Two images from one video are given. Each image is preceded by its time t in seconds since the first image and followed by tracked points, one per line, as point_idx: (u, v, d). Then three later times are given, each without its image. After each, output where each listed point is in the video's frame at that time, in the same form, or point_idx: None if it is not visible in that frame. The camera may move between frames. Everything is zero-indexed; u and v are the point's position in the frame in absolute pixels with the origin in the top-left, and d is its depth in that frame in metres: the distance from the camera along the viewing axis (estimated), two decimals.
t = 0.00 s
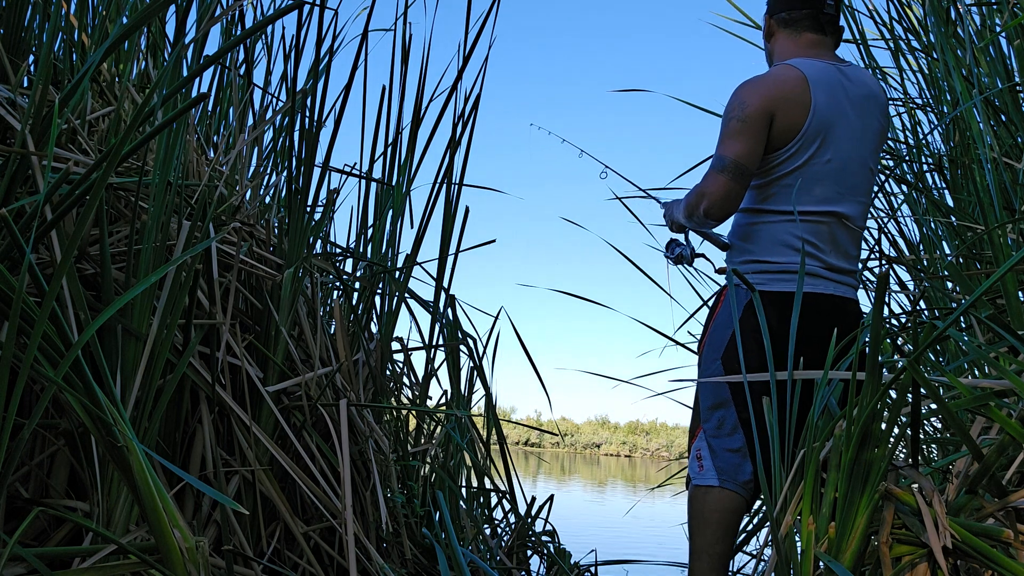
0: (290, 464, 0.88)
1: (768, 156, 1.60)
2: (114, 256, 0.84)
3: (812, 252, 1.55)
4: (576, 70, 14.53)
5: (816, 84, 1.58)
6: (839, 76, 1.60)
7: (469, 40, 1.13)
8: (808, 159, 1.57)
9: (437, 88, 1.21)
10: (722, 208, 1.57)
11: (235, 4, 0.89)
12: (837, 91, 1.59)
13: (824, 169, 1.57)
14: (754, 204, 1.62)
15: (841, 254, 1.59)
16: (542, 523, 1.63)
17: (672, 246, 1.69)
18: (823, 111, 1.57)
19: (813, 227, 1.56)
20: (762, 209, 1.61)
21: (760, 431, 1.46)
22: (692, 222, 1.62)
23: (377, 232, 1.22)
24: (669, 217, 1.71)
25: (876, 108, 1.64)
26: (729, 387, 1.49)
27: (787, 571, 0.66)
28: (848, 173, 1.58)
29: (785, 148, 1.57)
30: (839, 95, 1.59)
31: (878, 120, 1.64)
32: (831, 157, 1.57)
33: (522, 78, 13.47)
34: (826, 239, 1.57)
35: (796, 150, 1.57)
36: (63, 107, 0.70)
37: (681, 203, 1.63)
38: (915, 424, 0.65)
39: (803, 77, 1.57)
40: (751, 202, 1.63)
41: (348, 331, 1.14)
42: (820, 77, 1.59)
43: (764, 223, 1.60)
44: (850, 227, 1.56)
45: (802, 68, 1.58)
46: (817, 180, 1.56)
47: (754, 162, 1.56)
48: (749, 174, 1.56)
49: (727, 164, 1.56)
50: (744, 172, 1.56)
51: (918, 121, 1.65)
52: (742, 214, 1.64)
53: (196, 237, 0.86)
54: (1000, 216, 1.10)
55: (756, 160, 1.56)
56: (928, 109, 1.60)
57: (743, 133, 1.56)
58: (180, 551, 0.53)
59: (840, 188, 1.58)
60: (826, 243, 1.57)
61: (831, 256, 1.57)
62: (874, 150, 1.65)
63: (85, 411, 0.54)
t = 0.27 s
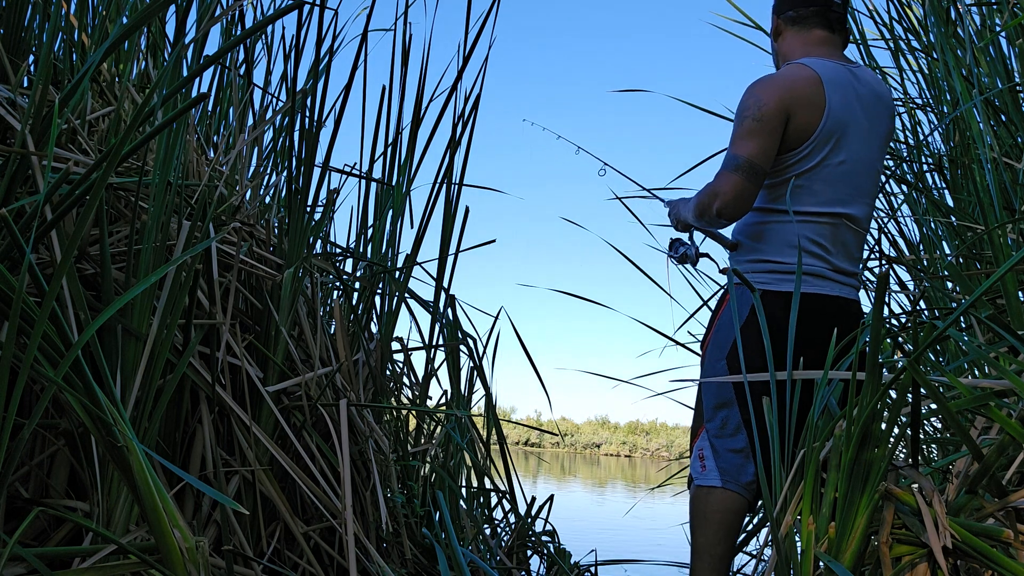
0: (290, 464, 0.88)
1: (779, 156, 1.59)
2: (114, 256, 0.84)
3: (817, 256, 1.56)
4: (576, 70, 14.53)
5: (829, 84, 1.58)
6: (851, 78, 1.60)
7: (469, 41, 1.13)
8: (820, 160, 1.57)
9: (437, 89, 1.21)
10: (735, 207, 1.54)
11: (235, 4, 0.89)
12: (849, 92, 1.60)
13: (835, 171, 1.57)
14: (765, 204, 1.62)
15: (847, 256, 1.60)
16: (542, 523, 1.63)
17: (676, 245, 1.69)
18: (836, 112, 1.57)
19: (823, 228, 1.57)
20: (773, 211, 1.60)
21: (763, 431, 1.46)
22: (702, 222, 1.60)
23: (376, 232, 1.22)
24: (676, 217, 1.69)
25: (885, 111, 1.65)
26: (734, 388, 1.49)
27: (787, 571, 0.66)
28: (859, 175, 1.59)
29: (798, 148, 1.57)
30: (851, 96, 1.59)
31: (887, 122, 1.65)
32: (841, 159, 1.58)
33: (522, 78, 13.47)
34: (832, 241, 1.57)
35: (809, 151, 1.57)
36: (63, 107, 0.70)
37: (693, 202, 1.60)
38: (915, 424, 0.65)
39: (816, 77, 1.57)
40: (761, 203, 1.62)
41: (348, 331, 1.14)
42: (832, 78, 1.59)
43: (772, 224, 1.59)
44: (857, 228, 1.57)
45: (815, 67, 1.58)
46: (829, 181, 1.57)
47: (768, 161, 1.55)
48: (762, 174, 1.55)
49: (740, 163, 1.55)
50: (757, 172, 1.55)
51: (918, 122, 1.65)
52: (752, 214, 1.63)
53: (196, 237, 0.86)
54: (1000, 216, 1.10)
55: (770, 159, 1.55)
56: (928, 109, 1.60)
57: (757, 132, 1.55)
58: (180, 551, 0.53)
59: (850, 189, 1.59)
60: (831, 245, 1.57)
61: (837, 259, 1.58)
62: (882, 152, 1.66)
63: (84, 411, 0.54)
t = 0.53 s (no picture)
0: (290, 464, 0.88)
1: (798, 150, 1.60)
2: (114, 256, 0.84)
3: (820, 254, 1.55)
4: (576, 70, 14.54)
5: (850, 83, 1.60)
6: (870, 80, 1.63)
7: (469, 41, 1.13)
8: (836, 156, 1.58)
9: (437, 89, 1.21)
10: (749, 194, 1.56)
11: (235, 4, 0.89)
12: (868, 95, 1.62)
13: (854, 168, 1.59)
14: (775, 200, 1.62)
15: (853, 256, 1.60)
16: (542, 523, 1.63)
17: (676, 244, 1.69)
18: (857, 112, 1.60)
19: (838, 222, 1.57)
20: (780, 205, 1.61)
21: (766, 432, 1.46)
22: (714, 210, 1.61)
23: (376, 232, 1.22)
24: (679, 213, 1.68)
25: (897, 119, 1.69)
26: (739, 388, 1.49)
27: (787, 571, 0.66)
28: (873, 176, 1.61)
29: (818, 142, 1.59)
30: (872, 98, 1.62)
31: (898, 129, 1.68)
32: (856, 157, 1.59)
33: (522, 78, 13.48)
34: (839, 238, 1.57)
35: (828, 146, 1.58)
36: (63, 107, 0.70)
37: (702, 190, 1.61)
38: (915, 424, 0.65)
39: (840, 74, 1.59)
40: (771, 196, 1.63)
41: (348, 331, 1.14)
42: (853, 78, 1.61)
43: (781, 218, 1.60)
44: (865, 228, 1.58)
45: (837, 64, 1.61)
46: (848, 177, 1.58)
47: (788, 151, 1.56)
48: (781, 164, 1.56)
49: (762, 151, 1.56)
50: (777, 160, 1.56)
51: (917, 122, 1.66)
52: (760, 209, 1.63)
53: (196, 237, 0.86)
54: (1000, 216, 1.10)
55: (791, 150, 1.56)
56: (928, 109, 1.60)
57: (780, 121, 1.56)
58: (181, 551, 0.53)
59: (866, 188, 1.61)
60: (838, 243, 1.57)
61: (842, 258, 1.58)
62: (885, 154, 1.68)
63: (85, 411, 0.54)
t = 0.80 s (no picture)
0: (290, 464, 0.87)
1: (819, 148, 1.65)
2: (114, 256, 0.84)
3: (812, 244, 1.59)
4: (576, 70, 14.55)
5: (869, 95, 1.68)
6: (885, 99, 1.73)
7: (469, 41, 1.13)
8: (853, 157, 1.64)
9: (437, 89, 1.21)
10: (770, 177, 1.60)
11: (236, 4, 0.89)
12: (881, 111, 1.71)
13: (870, 171, 1.66)
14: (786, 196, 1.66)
15: (856, 255, 1.61)
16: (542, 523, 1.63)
17: (683, 244, 1.69)
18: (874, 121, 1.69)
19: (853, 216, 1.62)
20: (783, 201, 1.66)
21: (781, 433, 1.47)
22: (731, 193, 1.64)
23: (376, 232, 1.22)
24: (687, 209, 1.74)
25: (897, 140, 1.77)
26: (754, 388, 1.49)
27: (787, 571, 0.66)
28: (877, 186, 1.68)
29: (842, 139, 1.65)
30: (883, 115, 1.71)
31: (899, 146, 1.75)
32: (869, 163, 1.66)
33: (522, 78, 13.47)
34: (845, 236, 1.60)
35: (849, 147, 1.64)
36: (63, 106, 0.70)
37: (720, 177, 1.65)
38: (915, 424, 0.65)
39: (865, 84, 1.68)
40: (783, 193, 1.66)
41: (348, 331, 1.14)
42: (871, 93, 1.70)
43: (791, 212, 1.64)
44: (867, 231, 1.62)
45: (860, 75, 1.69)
46: (868, 176, 1.64)
47: (817, 140, 1.61)
48: (806, 152, 1.61)
49: (790, 137, 1.60)
50: (804, 147, 1.60)
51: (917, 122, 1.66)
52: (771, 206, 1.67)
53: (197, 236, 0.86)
54: (1000, 216, 1.10)
55: (818, 139, 1.61)
56: (928, 109, 1.60)
57: (810, 110, 1.61)
58: (180, 551, 0.53)
59: (875, 194, 1.68)
60: (843, 242, 1.60)
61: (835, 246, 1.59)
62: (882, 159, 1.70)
63: (84, 411, 0.54)
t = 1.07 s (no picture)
0: (290, 464, 0.87)
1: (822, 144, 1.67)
2: (114, 256, 0.84)
3: (822, 240, 1.59)
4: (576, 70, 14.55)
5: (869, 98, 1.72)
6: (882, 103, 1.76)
7: (469, 41, 1.13)
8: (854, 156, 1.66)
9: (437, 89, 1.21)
10: (779, 170, 1.60)
11: (236, 4, 0.89)
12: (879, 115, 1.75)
13: (873, 170, 1.69)
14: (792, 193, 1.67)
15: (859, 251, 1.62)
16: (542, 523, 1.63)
17: (678, 244, 1.69)
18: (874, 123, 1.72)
19: (859, 213, 1.64)
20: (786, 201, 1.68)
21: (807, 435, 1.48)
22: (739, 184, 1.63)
23: (377, 232, 1.22)
24: (685, 208, 1.74)
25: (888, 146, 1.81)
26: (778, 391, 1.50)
27: (787, 571, 0.66)
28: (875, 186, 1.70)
29: (847, 137, 1.67)
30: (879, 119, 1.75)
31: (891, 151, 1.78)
32: (869, 163, 1.68)
33: (523, 78, 13.48)
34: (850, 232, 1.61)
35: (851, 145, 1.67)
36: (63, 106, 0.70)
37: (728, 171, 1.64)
38: (915, 424, 0.65)
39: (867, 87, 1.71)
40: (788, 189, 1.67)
41: (348, 331, 1.14)
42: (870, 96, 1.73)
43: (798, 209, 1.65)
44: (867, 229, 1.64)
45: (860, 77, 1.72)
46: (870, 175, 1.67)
47: (824, 135, 1.63)
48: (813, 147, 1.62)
49: (798, 131, 1.61)
50: (811, 141, 1.62)
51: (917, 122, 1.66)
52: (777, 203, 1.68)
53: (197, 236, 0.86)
54: (1000, 216, 1.10)
55: (826, 133, 1.63)
56: (928, 109, 1.60)
57: (818, 106, 1.63)
58: (180, 552, 0.53)
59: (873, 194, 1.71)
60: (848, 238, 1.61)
61: (846, 242, 1.60)
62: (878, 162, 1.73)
63: (84, 411, 0.54)
